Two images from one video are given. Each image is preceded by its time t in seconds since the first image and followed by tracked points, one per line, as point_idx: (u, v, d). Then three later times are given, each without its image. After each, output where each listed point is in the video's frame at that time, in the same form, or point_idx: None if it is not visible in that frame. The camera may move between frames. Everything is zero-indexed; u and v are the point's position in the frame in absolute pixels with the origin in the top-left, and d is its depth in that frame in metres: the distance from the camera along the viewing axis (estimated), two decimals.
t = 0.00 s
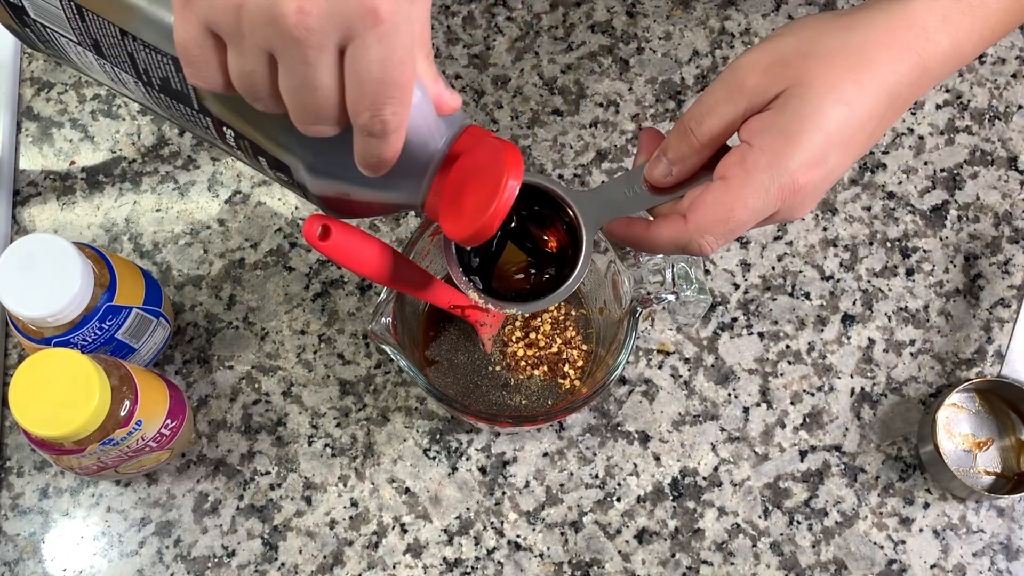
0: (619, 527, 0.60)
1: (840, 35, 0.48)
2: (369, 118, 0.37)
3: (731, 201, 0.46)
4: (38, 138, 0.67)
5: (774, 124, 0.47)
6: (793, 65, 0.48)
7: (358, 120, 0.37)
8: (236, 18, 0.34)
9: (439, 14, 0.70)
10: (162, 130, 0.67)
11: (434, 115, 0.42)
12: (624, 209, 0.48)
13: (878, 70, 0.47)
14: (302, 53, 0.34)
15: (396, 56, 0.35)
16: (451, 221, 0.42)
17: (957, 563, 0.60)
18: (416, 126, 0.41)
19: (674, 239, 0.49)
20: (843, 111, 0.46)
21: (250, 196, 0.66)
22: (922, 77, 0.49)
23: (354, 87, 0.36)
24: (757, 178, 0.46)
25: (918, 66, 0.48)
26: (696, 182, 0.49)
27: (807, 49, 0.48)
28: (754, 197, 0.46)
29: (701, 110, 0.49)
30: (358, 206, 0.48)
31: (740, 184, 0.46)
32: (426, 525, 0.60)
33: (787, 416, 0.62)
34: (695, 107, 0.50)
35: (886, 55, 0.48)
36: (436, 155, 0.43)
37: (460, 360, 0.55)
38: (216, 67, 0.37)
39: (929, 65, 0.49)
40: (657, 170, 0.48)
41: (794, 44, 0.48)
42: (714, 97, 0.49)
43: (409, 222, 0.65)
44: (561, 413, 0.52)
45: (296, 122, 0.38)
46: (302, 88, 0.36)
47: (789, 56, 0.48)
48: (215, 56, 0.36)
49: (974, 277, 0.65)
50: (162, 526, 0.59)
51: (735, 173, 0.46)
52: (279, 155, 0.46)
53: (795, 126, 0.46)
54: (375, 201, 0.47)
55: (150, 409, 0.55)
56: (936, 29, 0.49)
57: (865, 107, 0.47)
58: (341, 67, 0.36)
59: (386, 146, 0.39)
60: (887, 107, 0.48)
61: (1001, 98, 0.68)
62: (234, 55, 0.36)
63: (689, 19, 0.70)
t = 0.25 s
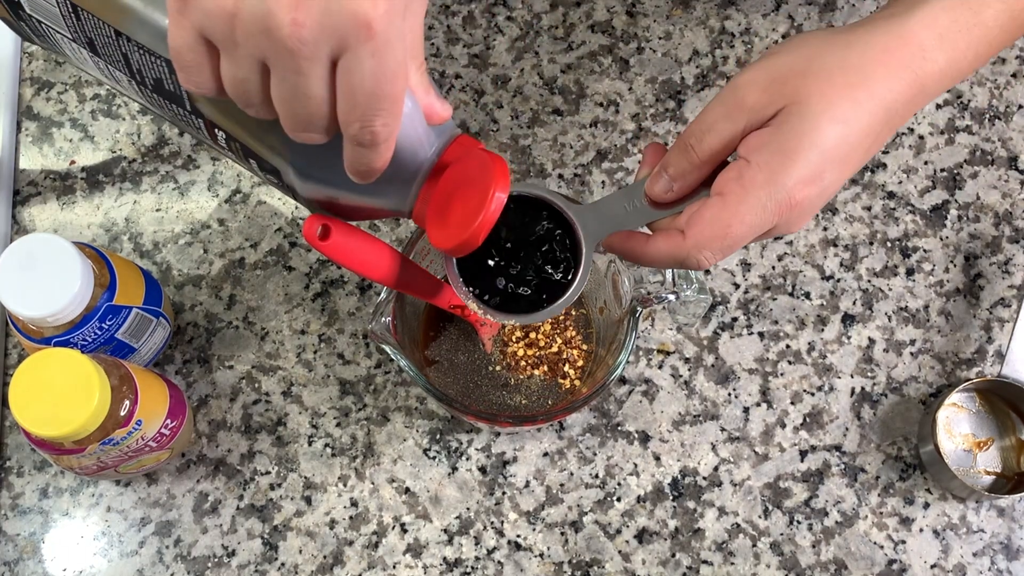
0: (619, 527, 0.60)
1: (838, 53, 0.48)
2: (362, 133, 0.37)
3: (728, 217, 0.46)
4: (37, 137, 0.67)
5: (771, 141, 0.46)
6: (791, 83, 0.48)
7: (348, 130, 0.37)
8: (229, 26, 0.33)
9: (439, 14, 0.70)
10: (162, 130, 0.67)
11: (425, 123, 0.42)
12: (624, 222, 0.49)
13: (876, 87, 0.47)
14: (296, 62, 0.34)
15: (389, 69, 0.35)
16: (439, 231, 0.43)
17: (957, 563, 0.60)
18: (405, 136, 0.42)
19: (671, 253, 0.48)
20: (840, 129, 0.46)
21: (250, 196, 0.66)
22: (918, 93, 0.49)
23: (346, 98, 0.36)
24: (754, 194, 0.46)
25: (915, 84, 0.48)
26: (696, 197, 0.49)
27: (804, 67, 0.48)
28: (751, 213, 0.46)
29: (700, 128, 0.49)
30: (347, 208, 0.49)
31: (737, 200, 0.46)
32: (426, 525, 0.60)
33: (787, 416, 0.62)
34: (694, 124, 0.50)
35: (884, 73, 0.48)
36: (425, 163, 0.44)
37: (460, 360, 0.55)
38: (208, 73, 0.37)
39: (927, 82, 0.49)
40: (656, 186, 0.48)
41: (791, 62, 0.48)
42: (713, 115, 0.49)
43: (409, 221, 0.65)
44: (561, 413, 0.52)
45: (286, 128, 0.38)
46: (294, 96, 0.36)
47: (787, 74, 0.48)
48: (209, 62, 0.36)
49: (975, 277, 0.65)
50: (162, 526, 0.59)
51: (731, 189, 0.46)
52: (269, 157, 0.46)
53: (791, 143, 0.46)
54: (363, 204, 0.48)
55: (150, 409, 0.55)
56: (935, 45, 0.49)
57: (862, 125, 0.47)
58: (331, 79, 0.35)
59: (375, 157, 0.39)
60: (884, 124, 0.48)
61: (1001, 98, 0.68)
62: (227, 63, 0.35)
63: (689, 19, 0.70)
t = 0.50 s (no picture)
0: (619, 527, 0.60)
1: (836, 68, 0.48)
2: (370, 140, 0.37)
3: (727, 231, 0.46)
4: (37, 137, 0.67)
5: (769, 155, 0.46)
6: (789, 97, 0.47)
7: (356, 138, 0.37)
8: (239, 33, 0.33)
9: (439, 14, 0.70)
10: (162, 130, 0.67)
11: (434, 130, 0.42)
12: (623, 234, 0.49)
13: (872, 101, 0.47)
14: (304, 69, 0.34)
15: (397, 78, 0.35)
16: (446, 240, 0.43)
17: (957, 563, 0.60)
18: (414, 142, 0.42)
19: (670, 266, 0.48)
20: (837, 144, 0.46)
21: (250, 196, 0.66)
22: (914, 107, 0.49)
23: (355, 106, 0.36)
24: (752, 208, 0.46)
25: (910, 98, 0.48)
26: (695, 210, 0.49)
27: (803, 82, 0.48)
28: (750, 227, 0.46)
29: (700, 141, 0.48)
30: (352, 217, 0.49)
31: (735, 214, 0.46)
32: (426, 525, 0.60)
33: (787, 416, 0.62)
34: (693, 136, 0.49)
35: (881, 87, 0.48)
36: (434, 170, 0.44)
37: (461, 360, 0.55)
38: (216, 79, 0.36)
39: (922, 96, 0.49)
40: (655, 198, 0.48)
41: (789, 76, 0.48)
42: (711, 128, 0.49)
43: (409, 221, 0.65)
44: (561, 413, 0.52)
45: (294, 135, 0.38)
46: (302, 103, 0.36)
47: (785, 88, 0.48)
48: (216, 68, 0.36)
49: (975, 277, 0.65)
50: (162, 527, 0.59)
51: (730, 202, 0.46)
52: (276, 165, 0.46)
53: (789, 157, 0.46)
54: (369, 213, 0.47)
55: (150, 409, 0.55)
56: (931, 60, 0.49)
57: (859, 138, 0.47)
58: (341, 87, 0.35)
59: (382, 163, 0.39)
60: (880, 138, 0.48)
61: (1001, 98, 0.68)
62: (235, 70, 0.35)
63: (689, 19, 0.70)
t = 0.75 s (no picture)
0: (619, 528, 0.60)
1: (829, 58, 0.48)
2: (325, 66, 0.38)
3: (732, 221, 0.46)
4: (38, 138, 0.67)
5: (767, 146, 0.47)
6: (782, 90, 0.48)
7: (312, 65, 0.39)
8: None
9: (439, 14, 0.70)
10: (162, 130, 0.67)
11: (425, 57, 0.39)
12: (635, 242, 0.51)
13: (867, 89, 0.47)
14: None
15: None
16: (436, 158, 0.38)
17: (957, 563, 0.60)
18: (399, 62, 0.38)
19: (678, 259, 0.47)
20: (835, 132, 0.46)
21: (250, 196, 0.66)
22: (913, 94, 0.49)
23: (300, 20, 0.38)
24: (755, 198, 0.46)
25: (908, 84, 0.48)
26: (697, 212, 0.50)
27: (796, 74, 0.48)
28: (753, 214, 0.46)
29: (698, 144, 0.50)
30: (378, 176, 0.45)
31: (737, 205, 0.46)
32: (426, 525, 0.60)
33: (787, 416, 0.62)
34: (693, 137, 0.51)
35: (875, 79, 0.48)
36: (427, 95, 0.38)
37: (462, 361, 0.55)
38: (199, 32, 0.43)
39: (920, 83, 0.49)
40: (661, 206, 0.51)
41: (784, 69, 0.49)
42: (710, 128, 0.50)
43: (409, 221, 0.65)
44: (561, 413, 0.52)
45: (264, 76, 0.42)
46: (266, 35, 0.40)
47: (779, 81, 0.48)
48: (200, 25, 0.42)
49: (974, 277, 0.65)
50: (162, 527, 0.59)
51: (732, 192, 0.46)
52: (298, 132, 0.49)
53: (787, 145, 0.46)
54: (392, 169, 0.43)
55: (150, 409, 0.55)
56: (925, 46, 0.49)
57: (858, 128, 0.47)
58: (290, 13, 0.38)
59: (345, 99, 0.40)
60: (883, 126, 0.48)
61: (1001, 98, 0.68)
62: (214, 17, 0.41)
63: (689, 19, 0.70)
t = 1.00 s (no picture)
0: (618, 528, 0.60)
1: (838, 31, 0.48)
2: None
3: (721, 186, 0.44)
4: (38, 138, 0.67)
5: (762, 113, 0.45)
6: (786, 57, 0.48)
7: None
8: None
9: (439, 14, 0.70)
10: (162, 130, 0.67)
11: None
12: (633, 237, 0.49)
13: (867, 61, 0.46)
14: None
15: None
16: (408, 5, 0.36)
17: (956, 563, 0.60)
18: None
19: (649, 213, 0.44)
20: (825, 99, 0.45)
21: (250, 196, 0.66)
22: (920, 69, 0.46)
23: None
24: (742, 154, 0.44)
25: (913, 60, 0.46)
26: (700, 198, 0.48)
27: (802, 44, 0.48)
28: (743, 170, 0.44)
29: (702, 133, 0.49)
30: (378, 62, 0.42)
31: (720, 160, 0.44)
32: (426, 525, 0.60)
33: (787, 416, 0.62)
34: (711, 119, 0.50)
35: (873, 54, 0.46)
36: None
37: (461, 360, 0.56)
38: None
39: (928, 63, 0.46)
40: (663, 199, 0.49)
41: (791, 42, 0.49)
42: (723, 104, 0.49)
43: (409, 221, 0.65)
44: (561, 413, 0.52)
45: None
46: None
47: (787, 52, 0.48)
48: None
49: (974, 277, 0.65)
50: (162, 527, 0.60)
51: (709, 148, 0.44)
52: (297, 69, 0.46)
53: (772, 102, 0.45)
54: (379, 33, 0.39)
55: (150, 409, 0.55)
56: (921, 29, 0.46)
57: (857, 95, 0.45)
58: None
59: None
60: (888, 96, 0.45)
61: (1001, 98, 0.68)
62: None
63: (689, 19, 0.70)
